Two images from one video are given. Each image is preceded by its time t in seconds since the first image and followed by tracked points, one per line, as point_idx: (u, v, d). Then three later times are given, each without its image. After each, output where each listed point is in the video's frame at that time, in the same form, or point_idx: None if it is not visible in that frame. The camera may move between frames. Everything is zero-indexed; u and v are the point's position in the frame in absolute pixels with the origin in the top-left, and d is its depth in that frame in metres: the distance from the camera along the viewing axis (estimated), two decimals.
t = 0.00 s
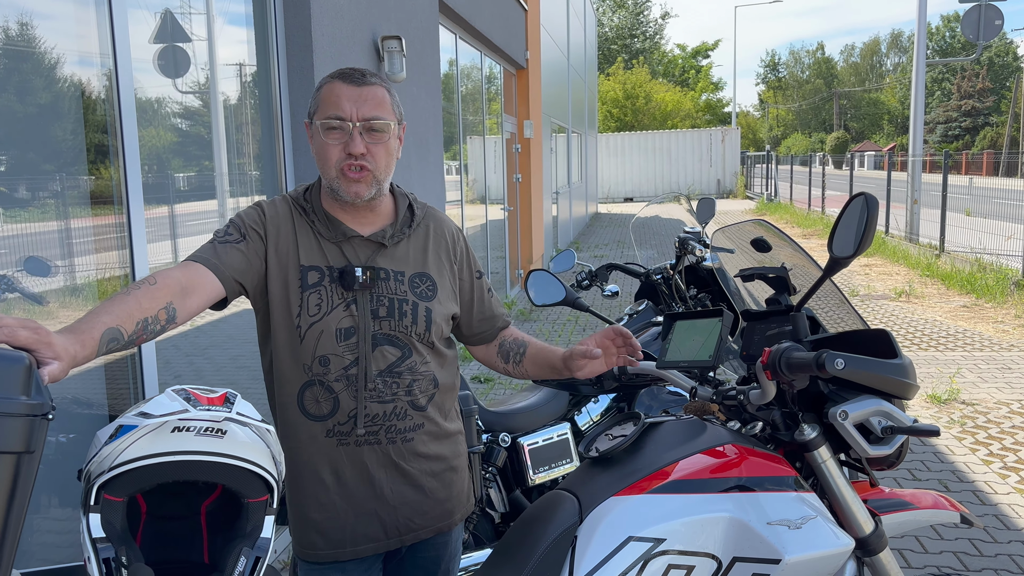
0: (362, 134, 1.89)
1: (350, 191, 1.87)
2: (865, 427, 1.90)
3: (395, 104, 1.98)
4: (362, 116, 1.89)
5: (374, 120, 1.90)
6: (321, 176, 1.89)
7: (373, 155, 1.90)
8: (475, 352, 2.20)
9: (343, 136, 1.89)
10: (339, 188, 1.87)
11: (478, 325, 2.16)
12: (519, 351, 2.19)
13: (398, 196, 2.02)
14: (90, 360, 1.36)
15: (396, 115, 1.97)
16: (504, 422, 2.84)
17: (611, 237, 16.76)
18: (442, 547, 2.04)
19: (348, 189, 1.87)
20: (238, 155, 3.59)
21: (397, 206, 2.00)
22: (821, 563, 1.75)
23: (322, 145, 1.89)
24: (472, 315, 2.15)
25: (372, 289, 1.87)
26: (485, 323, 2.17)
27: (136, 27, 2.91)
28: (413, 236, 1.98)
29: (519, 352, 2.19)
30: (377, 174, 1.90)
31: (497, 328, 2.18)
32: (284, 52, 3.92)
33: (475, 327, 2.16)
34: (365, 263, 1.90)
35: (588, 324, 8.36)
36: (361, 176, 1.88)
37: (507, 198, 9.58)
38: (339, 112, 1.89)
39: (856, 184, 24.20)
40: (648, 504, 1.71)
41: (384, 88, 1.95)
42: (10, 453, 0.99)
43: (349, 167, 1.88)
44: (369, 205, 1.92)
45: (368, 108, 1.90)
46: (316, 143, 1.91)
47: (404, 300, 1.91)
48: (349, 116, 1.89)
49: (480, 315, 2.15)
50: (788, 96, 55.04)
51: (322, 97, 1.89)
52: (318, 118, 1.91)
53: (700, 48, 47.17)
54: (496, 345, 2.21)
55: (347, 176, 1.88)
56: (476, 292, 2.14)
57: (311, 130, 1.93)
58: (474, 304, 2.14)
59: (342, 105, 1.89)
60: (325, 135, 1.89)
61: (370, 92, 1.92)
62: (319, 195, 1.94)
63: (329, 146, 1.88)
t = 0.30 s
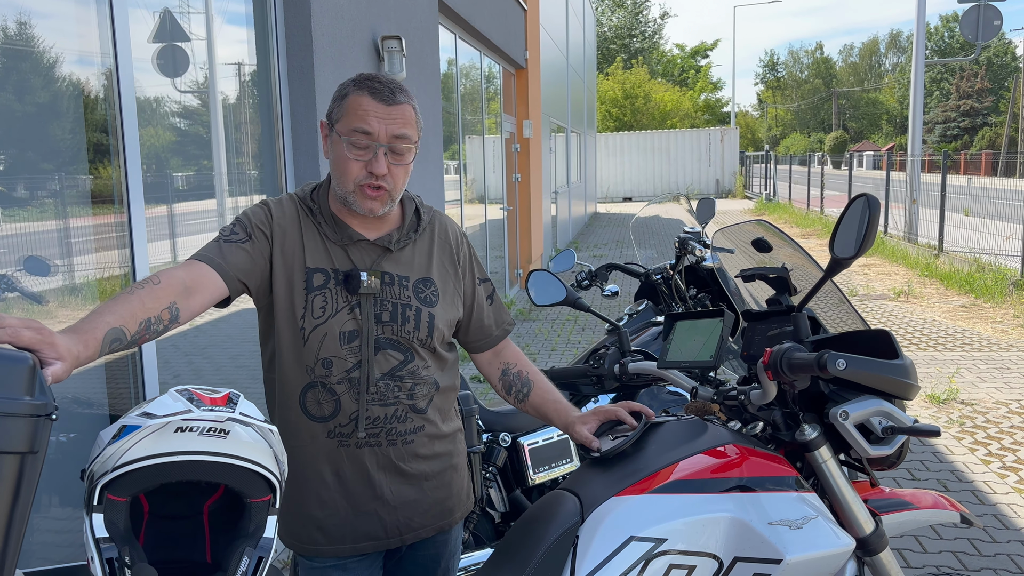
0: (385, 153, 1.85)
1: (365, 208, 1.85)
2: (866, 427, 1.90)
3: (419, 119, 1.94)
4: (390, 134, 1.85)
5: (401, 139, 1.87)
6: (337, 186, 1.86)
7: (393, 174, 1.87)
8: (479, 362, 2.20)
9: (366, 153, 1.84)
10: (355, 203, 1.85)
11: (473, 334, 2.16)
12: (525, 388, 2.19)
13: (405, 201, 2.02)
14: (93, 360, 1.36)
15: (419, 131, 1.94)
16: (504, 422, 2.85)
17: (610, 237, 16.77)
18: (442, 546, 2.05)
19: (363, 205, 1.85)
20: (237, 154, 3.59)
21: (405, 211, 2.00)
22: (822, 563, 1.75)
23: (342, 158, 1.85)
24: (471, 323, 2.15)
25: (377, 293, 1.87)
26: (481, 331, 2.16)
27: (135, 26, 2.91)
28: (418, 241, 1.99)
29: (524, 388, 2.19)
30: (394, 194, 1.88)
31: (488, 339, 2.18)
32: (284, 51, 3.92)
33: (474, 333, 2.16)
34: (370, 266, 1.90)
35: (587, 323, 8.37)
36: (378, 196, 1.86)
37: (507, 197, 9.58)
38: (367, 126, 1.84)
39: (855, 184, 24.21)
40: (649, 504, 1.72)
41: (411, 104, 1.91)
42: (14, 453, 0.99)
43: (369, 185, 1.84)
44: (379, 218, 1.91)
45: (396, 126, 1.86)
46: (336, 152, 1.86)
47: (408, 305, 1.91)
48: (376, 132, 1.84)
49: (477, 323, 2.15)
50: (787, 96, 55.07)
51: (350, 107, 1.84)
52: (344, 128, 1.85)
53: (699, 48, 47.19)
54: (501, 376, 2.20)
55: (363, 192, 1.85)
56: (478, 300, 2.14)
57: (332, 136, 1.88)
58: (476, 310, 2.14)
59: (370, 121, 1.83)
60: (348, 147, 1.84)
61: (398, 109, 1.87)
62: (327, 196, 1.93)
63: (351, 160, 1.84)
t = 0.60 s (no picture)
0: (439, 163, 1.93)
1: (415, 215, 1.92)
2: (866, 426, 1.90)
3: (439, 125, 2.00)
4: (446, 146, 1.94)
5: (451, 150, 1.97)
6: (391, 195, 1.87)
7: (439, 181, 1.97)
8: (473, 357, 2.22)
9: (427, 164, 1.90)
10: (409, 211, 1.91)
11: (470, 329, 2.17)
12: (519, 371, 2.23)
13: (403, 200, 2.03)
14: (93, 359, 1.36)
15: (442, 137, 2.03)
16: (504, 421, 2.84)
17: (609, 237, 16.79)
18: (441, 543, 2.06)
19: (415, 212, 1.92)
20: (236, 154, 3.59)
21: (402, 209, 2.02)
22: (823, 562, 1.75)
23: (400, 167, 1.87)
24: (468, 317, 2.15)
25: (379, 290, 1.88)
26: (477, 326, 2.17)
27: (134, 26, 2.91)
28: (416, 238, 2.00)
29: (519, 369, 2.23)
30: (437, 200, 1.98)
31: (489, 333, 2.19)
32: (283, 51, 3.92)
33: (470, 330, 2.17)
34: (373, 264, 1.91)
35: (587, 323, 8.38)
36: (426, 204, 1.94)
37: (506, 198, 9.59)
38: (434, 140, 1.89)
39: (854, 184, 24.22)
40: (649, 503, 1.72)
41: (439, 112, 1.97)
42: (15, 452, 0.99)
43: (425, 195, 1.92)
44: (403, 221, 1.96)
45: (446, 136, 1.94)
46: (392, 164, 1.86)
47: (410, 301, 1.93)
48: (440, 144, 1.91)
49: (473, 318, 2.15)
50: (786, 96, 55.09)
51: (418, 121, 1.87)
52: (406, 139, 1.86)
53: (699, 48, 47.20)
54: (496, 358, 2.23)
55: (418, 200, 1.92)
56: (474, 295, 2.14)
57: (384, 147, 1.85)
58: (471, 305, 2.14)
59: (436, 134, 1.89)
60: (411, 159, 1.87)
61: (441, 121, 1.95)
62: (328, 194, 1.93)
63: (414, 171, 1.88)
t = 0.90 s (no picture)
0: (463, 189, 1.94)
1: (427, 233, 1.93)
2: (864, 425, 1.91)
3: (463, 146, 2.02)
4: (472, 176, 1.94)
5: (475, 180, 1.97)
6: (411, 212, 1.88)
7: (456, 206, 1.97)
8: (457, 354, 2.27)
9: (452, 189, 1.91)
10: (425, 228, 1.92)
11: (463, 329, 2.24)
12: (504, 339, 2.26)
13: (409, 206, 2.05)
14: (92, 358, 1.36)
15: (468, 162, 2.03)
16: (503, 421, 2.84)
17: (608, 236, 16.80)
18: (437, 537, 2.07)
19: (429, 229, 1.93)
20: (235, 154, 3.59)
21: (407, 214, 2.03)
22: (821, 562, 1.75)
23: (425, 188, 1.87)
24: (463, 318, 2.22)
25: (388, 293, 1.89)
26: (471, 326, 2.24)
27: (133, 25, 2.91)
28: (420, 244, 2.03)
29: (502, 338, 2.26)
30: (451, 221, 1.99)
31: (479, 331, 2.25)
32: (282, 51, 3.91)
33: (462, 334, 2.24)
34: (382, 268, 1.92)
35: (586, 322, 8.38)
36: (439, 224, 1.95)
37: (506, 197, 9.59)
38: (462, 171, 1.90)
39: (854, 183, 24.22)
40: (647, 502, 1.72)
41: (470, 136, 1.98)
42: (13, 451, 0.99)
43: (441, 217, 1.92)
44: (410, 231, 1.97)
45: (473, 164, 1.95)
46: (418, 184, 1.86)
47: (416, 304, 1.94)
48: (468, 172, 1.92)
49: (468, 318, 2.22)
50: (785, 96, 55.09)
51: (454, 152, 1.88)
52: (438, 164, 1.86)
53: (698, 48, 47.20)
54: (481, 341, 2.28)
55: (434, 220, 1.92)
56: (467, 298, 2.21)
57: (414, 167, 1.85)
58: (465, 307, 2.21)
59: (466, 166, 1.90)
60: (439, 183, 1.87)
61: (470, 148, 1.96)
62: (340, 195, 1.92)
63: (436, 194, 1.88)
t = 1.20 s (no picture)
0: (457, 181, 1.95)
1: (420, 224, 1.92)
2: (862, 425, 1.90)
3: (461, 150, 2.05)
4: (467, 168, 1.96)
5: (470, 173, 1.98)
6: (404, 196, 1.88)
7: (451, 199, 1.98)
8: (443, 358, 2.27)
9: (447, 177, 1.92)
10: (416, 216, 1.90)
11: (452, 334, 2.23)
12: (491, 352, 2.27)
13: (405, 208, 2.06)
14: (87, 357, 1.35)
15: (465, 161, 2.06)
16: (501, 420, 2.84)
17: (607, 235, 16.80)
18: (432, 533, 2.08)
19: (421, 219, 1.91)
20: (234, 153, 3.59)
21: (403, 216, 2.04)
22: (817, 561, 1.75)
23: (419, 172, 1.88)
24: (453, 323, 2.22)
25: (386, 294, 1.90)
26: (460, 331, 2.23)
27: (131, 24, 2.90)
28: (416, 246, 2.04)
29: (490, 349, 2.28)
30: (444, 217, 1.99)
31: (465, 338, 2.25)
32: (280, 49, 3.91)
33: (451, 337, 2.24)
34: (380, 269, 1.92)
35: (585, 322, 8.38)
36: (433, 216, 1.95)
37: (504, 196, 9.59)
38: (457, 159, 1.92)
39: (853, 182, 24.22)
40: (644, 501, 1.72)
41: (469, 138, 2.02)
42: (8, 450, 0.98)
43: (434, 206, 1.92)
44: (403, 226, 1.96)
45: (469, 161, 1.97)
46: (412, 166, 1.88)
47: (413, 306, 1.96)
48: (462, 165, 1.94)
49: (457, 323, 2.21)
50: (784, 95, 55.08)
51: (450, 137, 1.90)
52: (434, 147, 1.88)
53: (697, 47, 47.17)
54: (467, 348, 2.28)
55: (427, 210, 1.92)
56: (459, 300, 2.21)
57: (410, 148, 1.87)
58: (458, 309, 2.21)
59: (461, 154, 1.92)
60: (433, 167, 1.88)
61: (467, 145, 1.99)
62: (339, 195, 1.92)
63: (429, 178, 1.89)
